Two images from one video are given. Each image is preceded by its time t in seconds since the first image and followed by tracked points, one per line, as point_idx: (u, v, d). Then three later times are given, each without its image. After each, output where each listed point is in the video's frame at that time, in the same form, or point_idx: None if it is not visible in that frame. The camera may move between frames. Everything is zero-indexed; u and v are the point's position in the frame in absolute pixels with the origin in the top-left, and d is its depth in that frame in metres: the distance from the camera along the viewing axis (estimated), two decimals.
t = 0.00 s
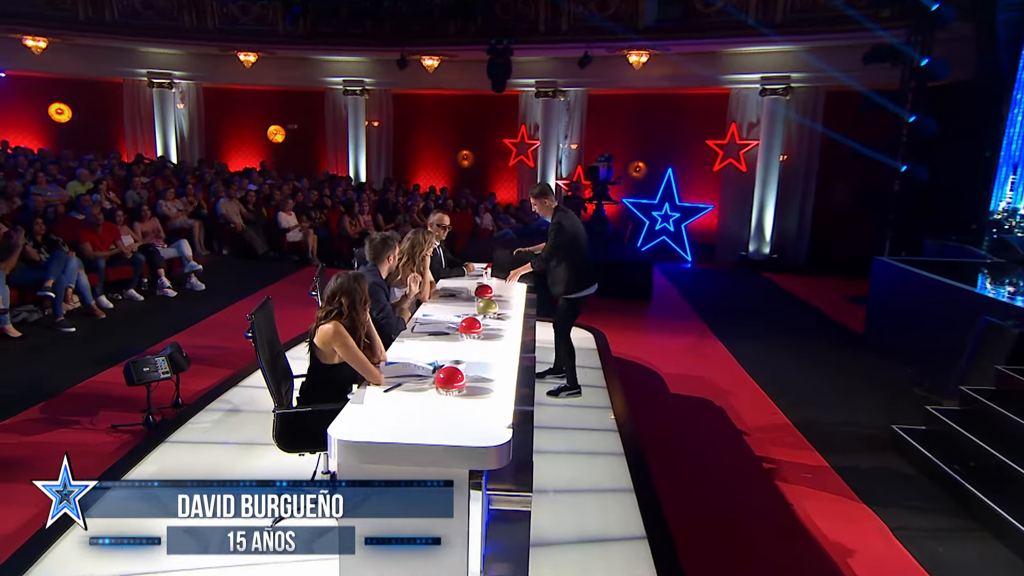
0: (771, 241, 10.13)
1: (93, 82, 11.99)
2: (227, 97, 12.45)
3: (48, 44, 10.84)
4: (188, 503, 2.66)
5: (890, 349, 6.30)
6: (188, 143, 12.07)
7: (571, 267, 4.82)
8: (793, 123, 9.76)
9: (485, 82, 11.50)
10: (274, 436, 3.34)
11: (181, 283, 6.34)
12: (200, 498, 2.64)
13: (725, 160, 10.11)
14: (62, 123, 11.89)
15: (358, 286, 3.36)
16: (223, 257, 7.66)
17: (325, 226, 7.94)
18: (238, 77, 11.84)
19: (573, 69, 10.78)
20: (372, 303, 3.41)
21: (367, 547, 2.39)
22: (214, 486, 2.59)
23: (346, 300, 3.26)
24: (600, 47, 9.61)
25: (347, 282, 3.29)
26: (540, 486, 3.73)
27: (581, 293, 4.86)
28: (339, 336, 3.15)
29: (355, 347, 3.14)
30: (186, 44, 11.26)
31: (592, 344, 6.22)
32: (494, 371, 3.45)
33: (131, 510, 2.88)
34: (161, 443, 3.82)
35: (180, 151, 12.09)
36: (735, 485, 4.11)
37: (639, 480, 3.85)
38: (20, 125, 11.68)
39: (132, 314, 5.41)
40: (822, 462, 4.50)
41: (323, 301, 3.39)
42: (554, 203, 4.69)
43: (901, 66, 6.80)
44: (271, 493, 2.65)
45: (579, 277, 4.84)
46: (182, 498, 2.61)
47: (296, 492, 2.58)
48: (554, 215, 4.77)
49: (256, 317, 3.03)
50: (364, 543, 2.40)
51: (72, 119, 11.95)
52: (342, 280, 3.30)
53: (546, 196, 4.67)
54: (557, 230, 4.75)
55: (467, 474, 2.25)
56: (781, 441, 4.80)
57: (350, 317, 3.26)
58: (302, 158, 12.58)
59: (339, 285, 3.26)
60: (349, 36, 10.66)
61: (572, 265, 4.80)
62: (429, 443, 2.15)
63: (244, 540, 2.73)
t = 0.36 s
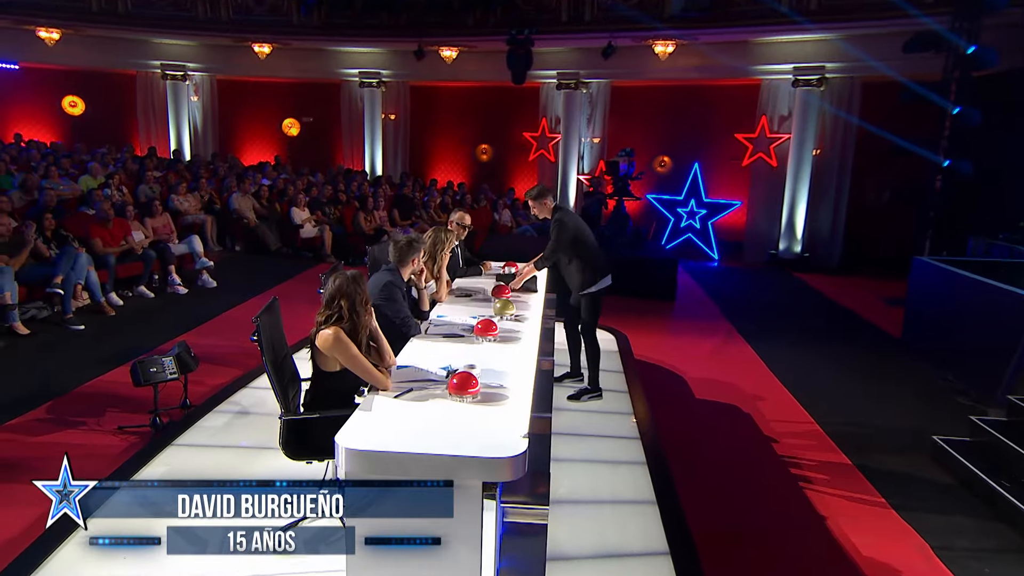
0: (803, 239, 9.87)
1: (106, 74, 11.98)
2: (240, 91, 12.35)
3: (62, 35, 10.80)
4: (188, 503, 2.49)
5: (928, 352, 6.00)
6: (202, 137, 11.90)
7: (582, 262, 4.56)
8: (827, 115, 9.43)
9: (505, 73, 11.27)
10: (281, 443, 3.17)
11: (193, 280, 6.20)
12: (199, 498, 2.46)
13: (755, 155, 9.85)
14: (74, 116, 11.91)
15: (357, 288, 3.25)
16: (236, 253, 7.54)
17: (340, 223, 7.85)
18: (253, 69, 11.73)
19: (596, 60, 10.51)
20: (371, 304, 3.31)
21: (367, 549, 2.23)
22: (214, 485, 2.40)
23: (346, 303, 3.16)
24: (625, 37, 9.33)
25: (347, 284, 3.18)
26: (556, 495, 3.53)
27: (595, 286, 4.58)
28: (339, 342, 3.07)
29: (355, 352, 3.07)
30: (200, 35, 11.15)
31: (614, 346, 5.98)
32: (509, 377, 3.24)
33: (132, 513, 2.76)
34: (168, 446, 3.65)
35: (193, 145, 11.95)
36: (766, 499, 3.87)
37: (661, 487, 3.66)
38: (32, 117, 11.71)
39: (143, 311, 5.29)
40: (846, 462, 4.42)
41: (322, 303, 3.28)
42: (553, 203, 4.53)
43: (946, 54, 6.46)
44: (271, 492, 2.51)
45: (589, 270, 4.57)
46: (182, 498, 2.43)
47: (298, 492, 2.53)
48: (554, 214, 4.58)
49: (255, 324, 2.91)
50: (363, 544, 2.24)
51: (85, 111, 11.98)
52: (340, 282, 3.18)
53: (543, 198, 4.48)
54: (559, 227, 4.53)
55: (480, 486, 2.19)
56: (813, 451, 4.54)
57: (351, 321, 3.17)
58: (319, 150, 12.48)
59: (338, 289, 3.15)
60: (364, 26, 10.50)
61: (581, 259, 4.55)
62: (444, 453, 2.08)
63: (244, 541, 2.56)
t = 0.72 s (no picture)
0: (825, 237, 9.63)
1: (112, 65, 11.92)
2: (246, 83, 12.25)
3: (67, 27, 10.74)
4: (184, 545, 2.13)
5: (957, 355, 5.75)
6: (208, 130, 11.83)
7: (590, 261, 4.35)
8: (852, 108, 9.27)
9: (517, 65, 11.07)
10: (281, 450, 3.04)
11: (197, 277, 6.11)
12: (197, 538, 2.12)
13: (777, 149, 9.66)
14: (79, 108, 11.88)
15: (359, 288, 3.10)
16: (242, 248, 7.44)
17: (347, 218, 7.81)
18: (259, 61, 11.60)
19: (610, 51, 10.28)
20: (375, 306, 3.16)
21: None
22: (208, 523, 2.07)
23: (348, 306, 3.01)
24: (641, 27, 9.11)
25: (348, 285, 3.03)
26: (567, 504, 3.39)
27: (608, 283, 4.38)
28: (340, 346, 2.92)
29: (356, 357, 2.92)
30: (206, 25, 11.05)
31: (627, 347, 5.79)
32: (518, 383, 3.08)
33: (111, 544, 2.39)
34: (167, 450, 3.53)
35: (200, 139, 11.87)
36: (787, 512, 3.69)
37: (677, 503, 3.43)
38: (38, 109, 11.76)
39: (145, 310, 5.18)
40: (871, 470, 4.21)
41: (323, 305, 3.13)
42: (554, 205, 4.35)
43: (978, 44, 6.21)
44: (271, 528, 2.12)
45: (600, 268, 4.36)
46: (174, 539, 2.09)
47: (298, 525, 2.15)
48: (556, 216, 4.40)
49: (254, 326, 2.83)
50: None
51: (90, 104, 11.94)
52: (343, 284, 3.03)
53: (546, 201, 4.31)
54: (562, 229, 4.34)
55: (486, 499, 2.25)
56: (836, 459, 4.33)
57: (353, 324, 3.02)
58: (327, 143, 12.37)
59: (339, 290, 3.02)
60: (372, 17, 10.33)
61: (591, 257, 4.35)
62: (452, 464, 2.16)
63: None
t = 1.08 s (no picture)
0: (843, 234, 9.51)
1: (111, 57, 11.83)
2: (249, 76, 12.13)
3: (65, 17, 10.66)
4: None
5: (980, 358, 5.55)
6: (209, 123, 11.69)
7: (600, 262, 4.20)
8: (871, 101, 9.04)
9: (525, 57, 10.89)
10: (275, 458, 2.88)
11: (195, 276, 5.99)
12: None
13: (793, 144, 9.44)
14: (78, 101, 11.80)
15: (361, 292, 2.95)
16: (242, 245, 7.32)
17: (350, 214, 7.68)
18: (261, 53, 11.46)
19: (621, 43, 10.08)
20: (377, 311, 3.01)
21: None
22: None
23: (352, 310, 2.86)
24: (652, 18, 8.91)
25: (354, 288, 2.88)
26: (575, 516, 3.23)
27: (619, 282, 4.22)
28: (340, 351, 2.76)
29: (357, 362, 2.76)
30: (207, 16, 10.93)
31: (636, 349, 5.62)
32: (522, 389, 2.92)
33: None
34: (160, 455, 3.40)
35: (201, 132, 11.75)
36: (807, 523, 3.51)
37: (690, 516, 3.23)
38: (35, 102, 11.68)
39: (142, 309, 5.06)
40: (890, 477, 4.02)
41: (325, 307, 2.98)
42: (560, 206, 4.20)
43: (1005, 34, 6.04)
44: None
45: (610, 268, 4.20)
46: None
47: None
48: (563, 217, 4.23)
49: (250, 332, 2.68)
50: None
51: (89, 96, 11.84)
52: (348, 286, 2.89)
53: (552, 201, 4.17)
54: (570, 230, 4.17)
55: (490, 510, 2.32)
56: (855, 467, 4.14)
57: (354, 328, 2.87)
58: (330, 137, 12.24)
59: (340, 293, 2.87)
60: (378, 8, 10.18)
61: (600, 257, 4.19)
62: (456, 477, 2.22)
63: None
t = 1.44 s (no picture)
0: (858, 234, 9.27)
1: (111, 52, 11.74)
2: (250, 70, 12.02)
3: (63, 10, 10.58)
4: None
5: (1002, 362, 5.36)
6: (210, 119, 11.57)
7: (611, 265, 4.05)
8: (889, 96, 8.85)
9: (532, 52, 10.74)
10: (268, 470, 2.74)
11: (193, 276, 5.88)
12: None
13: (807, 142, 9.25)
14: (76, 96, 11.71)
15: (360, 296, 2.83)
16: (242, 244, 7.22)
17: (353, 212, 7.58)
18: (263, 48, 11.33)
19: (630, 37, 9.91)
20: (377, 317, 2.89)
21: None
22: None
23: (351, 315, 2.72)
24: (662, 11, 8.74)
25: (354, 292, 2.75)
26: (580, 529, 3.09)
27: (630, 285, 4.08)
28: (338, 357, 2.63)
29: (355, 369, 2.63)
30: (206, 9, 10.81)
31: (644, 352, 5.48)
32: (526, 397, 2.78)
33: None
34: (153, 463, 3.28)
35: (201, 128, 11.63)
36: (823, 535, 3.35)
37: (700, 528, 3.08)
38: (33, 97, 11.60)
39: (139, 310, 4.96)
40: (908, 487, 3.85)
41: (323, 311, 2.83)
42: (568, 206, 4.04)
43: None
44: None
45: (621, 271, 4.05)
46: None
47: None
48: (571, 217, 4.08)
49: (244, 338, 2.58)
50: None
51: (87, 91, 11.75)
52: (347, 290, 2.75)
53: (559, 201, 4.01)
54: (579, 231, 4.03)
55: (491, 527, 2.18)
56: (873, 475, 3.98)
57: (354, 334, 2.73)
58: (331, 133, 12.12)
59: (338, 298, 2.75)
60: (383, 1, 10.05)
61: (610, 260, 4.04)
62: (454, 493, 2.09)
63: None
